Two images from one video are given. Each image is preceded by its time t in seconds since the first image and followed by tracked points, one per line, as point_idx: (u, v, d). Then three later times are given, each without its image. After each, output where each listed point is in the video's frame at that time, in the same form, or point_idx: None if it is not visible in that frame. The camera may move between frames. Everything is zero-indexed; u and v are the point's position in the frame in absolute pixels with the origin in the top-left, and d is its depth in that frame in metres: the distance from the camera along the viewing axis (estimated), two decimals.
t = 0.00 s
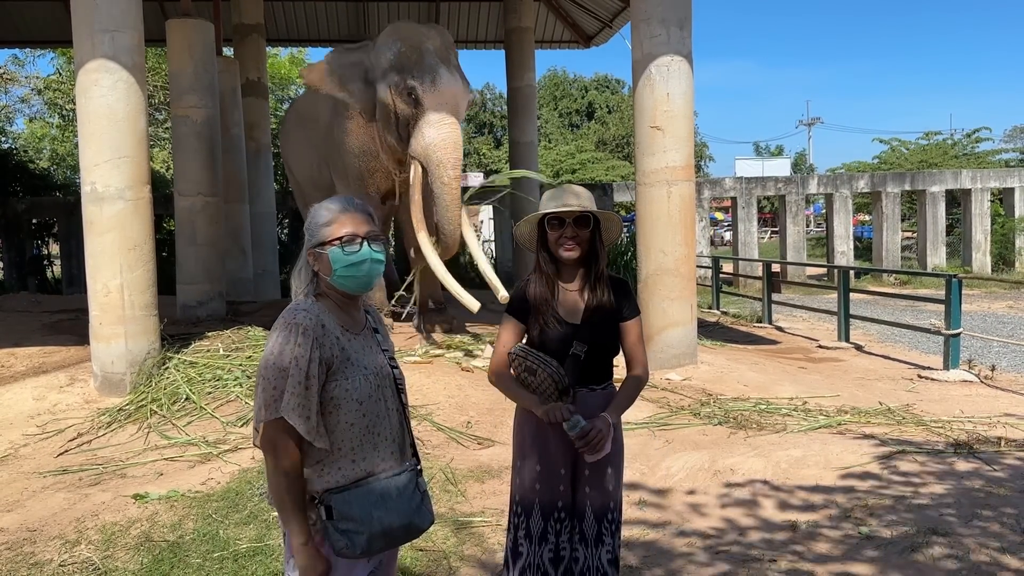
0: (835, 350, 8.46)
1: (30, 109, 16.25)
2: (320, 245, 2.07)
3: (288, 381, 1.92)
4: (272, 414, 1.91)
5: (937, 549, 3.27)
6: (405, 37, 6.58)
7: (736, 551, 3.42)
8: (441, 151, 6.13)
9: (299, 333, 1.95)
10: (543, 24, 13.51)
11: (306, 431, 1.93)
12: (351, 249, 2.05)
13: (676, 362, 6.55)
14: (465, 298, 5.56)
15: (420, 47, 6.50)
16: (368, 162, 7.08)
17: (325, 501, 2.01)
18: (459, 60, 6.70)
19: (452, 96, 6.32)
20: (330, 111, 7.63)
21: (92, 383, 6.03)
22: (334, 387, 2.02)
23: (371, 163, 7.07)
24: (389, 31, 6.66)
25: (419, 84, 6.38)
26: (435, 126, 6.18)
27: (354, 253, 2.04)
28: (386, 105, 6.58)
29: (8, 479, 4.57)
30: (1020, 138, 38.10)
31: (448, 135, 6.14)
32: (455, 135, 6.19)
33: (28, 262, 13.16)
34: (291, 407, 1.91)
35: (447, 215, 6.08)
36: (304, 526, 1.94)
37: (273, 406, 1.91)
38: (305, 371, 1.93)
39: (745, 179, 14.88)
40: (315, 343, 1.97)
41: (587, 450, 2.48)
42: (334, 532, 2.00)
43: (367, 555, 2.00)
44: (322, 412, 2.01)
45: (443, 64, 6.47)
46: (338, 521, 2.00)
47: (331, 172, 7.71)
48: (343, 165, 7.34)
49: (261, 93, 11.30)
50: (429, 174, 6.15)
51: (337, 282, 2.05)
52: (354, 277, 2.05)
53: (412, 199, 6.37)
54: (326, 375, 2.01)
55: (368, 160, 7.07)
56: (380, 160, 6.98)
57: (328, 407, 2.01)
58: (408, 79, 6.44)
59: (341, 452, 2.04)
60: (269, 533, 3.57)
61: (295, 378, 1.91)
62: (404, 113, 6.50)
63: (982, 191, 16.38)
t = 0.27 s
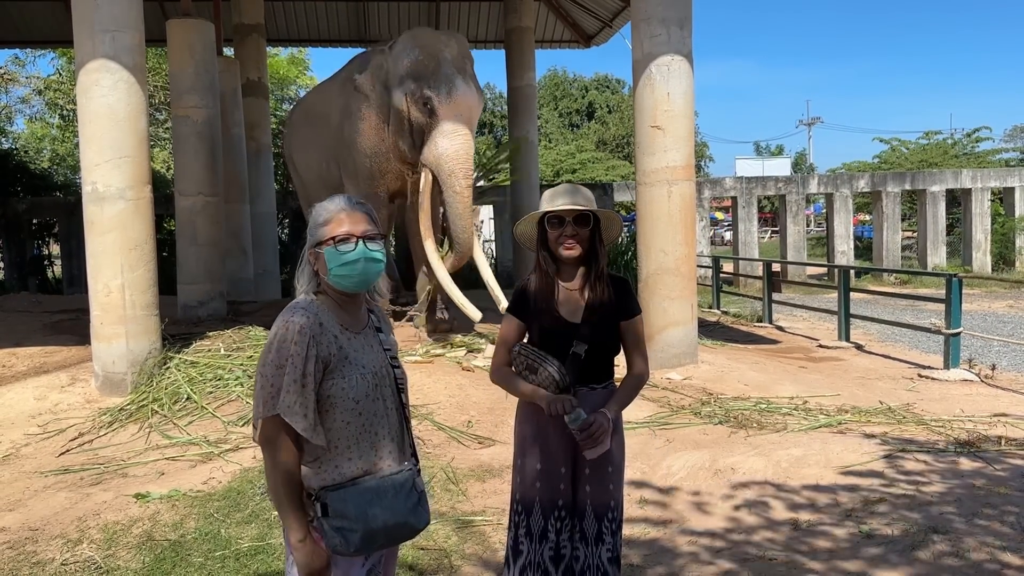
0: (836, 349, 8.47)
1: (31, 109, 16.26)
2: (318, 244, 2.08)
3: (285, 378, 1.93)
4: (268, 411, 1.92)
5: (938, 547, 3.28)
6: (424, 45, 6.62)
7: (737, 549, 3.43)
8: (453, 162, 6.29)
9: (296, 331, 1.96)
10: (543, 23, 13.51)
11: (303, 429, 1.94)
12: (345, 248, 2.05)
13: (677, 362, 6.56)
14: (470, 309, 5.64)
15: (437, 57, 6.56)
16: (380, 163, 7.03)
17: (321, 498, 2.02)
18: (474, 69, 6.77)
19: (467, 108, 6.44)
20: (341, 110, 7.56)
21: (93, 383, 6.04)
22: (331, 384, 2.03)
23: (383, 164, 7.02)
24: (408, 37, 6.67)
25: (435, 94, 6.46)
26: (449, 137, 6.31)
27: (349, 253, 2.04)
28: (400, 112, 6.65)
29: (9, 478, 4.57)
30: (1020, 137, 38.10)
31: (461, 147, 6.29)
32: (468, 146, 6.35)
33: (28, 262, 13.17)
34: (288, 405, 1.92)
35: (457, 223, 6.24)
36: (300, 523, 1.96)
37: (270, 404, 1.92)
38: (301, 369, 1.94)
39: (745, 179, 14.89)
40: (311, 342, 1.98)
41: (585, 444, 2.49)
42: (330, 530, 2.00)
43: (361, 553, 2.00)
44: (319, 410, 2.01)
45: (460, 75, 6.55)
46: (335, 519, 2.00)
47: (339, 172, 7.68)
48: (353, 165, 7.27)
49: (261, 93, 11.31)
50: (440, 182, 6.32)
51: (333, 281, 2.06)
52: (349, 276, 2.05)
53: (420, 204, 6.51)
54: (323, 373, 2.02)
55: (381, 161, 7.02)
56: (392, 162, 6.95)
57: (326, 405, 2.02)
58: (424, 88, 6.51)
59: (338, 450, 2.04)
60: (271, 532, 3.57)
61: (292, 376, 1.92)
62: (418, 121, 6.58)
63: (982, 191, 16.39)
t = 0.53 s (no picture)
0: (836, 349, 8.47)
1: (31, 109, 16.26)
2: (319, 244, 2.09)
3: (284, 377, 1.93)
4: (268, 410, 1.93)
5: (939, 546, 3.29)
6: (431, 41, 6.66)
7: (737, 549, 3.43)
8: (467, 151, 6.24)
9: (295, 331, 1.96)
10: (543, 23, 13.51)
11: (303, 428, 1.95)
12: (346, 250, 2.06)
13: (677, 361, 6.56)
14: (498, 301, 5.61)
15: (445, 49, 6.60)
16: (394, 163, 7.05)
17: (321, 497, 2.02)
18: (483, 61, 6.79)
19: (477, 96, 6.42)
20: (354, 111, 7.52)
21: (94, 382, 6.04)
22: (331, 383, 2.03)
23: (397, 163, 7.04)
24: (415, 33, 6.71)
25: (444, 86, 6.47)
26: (461, 127, 6.29)
27: (348, 254, 2.04)
28: (410, 108, 6.66)
29: (11, 478, 4.58)
30: (1020, 136, 38.10)
31: (473, 135, 6.24)
32: (480, 135, 6.31)
33: (29, 262, 13.17)
34: (287, 404, 1.93)
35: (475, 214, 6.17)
36: (300, 521, 1.96)
37: (270, 403, 1.93)
38: (301, 368, 1.94)
39: (746, 178, 14.89)
40: (311, 341, 1.98)
41: (583, 435, 2.48)
42: (330, 529, 2.00)
43: (361, 551, 2.00)
44: (319, 410, 2.02)
45: (469, 65, 6.57)
46: (335, 517, 2.00)
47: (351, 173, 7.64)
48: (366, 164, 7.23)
49: (261, 93, 11.30)
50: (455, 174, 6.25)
51: (334, 281, 2.06)
52: (350, 276, 2.05)
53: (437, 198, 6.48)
54: (323, 372, 2.02)
55: (394, 161, 7.03)
56: (406, 161, 6.97)
57: (326, 404, 2.03)
58: (433, 81, 6.53)
59: (338, 448, 2.05)
60: (272, 531, 3.58)
61: (291, 375, 1.93)
62: (429, 114, 6.58)
63: (983, 190, 16.39)
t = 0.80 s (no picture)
0: (837, 348, 8.47)
1: (31, 109, 16.26)
2: (323, 244, 2.09)
3: (290, 378, 1.94)
4: (274, 411, 1.93)
5: (940, 545, 3.29)
6: (435, 33, 6.73)
7: (737, 548, 3.43)
8: (479, 136, 6.32)
9: (301, 331, 1.96)
10: (544, 22, 13.51)
11: (309, 428, 1.95)
12: (352, 249, 2.06)
13: (678, 361, 6.56)
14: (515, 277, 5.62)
15: (448, 40, 6.65)
16: (407, 163, 7.00)
17: (327, 496, 2.02)
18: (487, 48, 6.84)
19: (483, 82, 6.50)
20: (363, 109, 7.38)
21: (95, 382, 6.05)
22: (336, 383, 2.04)
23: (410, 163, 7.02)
24: (420, 27, 6.78)
25: (450, 75, 6.52)
26: (469, 113, 6.37)
27: (353, 254, 2.05)
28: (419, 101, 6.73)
29: (12, 478, 4.58)
30: (1020, 135, 38.09)
31: (483, 120, 6.33)
32: (490, 119, 6.39)
33: (30, 262, 13.18)
34: (294, 403, 1.93)
35: (489, 197, 6.22)
36: (307, 521, 1.96)
37: (276, 402, 1.93)
38: (306, 368, 1.95)
39: (746, 178, 14.89)
40: (317, 341, 1.98)
41: (582, 434, 2.48)
42: (336, 527, 2.00)
43: (368, 550, 2.00)
44: (324, 409, 2.02)
45: (473, 53, 6.63)
46: (340, 516, 2.01)
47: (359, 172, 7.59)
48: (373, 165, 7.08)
49: (262, 92, 11.30)
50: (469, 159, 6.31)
51: (340, 281, 2.07)
52: (356, 277, 2.06)
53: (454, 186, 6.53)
54: (329, 372, 2.02)
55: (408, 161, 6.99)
56: (420, 158, 7.00)
57: (331, 404, 2.03)
58: (438, 70, 6.60)
59: (344, 447, 2.05)
60: (273, 531, 3.58)
61: (297, 374, 1.93)
62: (437, 105, 6.63)
63: (983, 189, 16.38)
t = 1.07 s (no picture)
0: (837, 347, 8.47)
1: (32, 109, 16.27)
2: (328, 244, 2.09)
3: (295, 378, 1.93)
4: (279, 412, 1.93)
5: (940, 544, 3.29)
6: (438, 36, 6.66)
7: (738, 548, 3.43)
8: (482, 137, 6.18)
9: (306, 331, 1.96)
10: (544, 21, 13.50)
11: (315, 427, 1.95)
12: (358, 249, 2.06)
13: (679, 360, 6.56)
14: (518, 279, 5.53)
15: (451, 42, 6.57)
16: (412, 168, 7.07)
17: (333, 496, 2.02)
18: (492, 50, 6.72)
19: (486, 83, 6.39)
20: (369, 112, 7.48)
21: (96, 382, 6.05)
22: (341, 383, 2.04)
23: (416, 168, 7.08)
24: (424, 30, 6.72)
25: (453, 76, 6.43)
26: (472, 113, 6.24)
27: (360, 254, 2.05)
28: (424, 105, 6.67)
29: (13, 477, 4.59)
30: (1021, 135, 38.10)
31: (486, 120, 6.19)
32: (494, 119, 6.25)
33: (30, 262, 13.19)
34: (299, 404, 1.93)
35: (493, 199, 6.07)
36: (313, 522, 1.95)
37: (280, 402, 1.93)
38: (311, 368, 1.95)
39: (747, 177, 14.88)
40: (321, 341, 1.98)
41: (584, 434, 2.48)
42: (342, 527, 2.00)
43: (374, 549, 2.00)
44: (329, 409, 2.02)
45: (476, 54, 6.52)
46: (346, 516, 2.01)
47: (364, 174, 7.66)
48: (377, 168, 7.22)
49: (263, 92, 11.29)
50: (472, 160, 6.17)
51: (346, 282, 2.07)
52: (362, 278, 2.07)
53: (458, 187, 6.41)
54: (333, 372, 2.02)
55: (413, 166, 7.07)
56: (426, 162, 7.02)
57: (336, 404, 2.03)
58: (441, 72, 6.53)
59: (349, 447, 2.05)
60: (275, 530, 3.59)
61: (301, 375, 1.93)
62: (441, 108, 6.56)
63: (984, 188, 16.37)
